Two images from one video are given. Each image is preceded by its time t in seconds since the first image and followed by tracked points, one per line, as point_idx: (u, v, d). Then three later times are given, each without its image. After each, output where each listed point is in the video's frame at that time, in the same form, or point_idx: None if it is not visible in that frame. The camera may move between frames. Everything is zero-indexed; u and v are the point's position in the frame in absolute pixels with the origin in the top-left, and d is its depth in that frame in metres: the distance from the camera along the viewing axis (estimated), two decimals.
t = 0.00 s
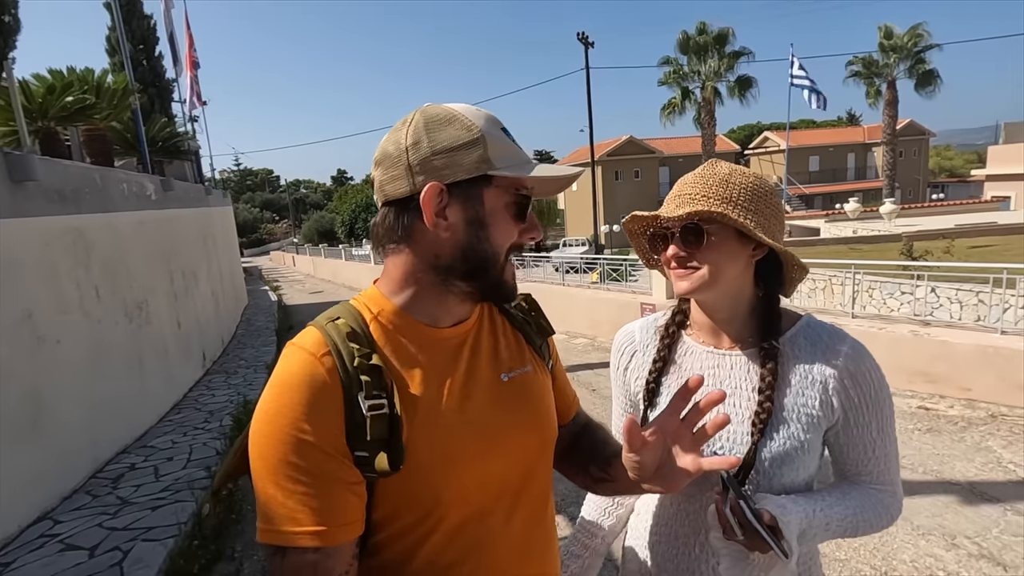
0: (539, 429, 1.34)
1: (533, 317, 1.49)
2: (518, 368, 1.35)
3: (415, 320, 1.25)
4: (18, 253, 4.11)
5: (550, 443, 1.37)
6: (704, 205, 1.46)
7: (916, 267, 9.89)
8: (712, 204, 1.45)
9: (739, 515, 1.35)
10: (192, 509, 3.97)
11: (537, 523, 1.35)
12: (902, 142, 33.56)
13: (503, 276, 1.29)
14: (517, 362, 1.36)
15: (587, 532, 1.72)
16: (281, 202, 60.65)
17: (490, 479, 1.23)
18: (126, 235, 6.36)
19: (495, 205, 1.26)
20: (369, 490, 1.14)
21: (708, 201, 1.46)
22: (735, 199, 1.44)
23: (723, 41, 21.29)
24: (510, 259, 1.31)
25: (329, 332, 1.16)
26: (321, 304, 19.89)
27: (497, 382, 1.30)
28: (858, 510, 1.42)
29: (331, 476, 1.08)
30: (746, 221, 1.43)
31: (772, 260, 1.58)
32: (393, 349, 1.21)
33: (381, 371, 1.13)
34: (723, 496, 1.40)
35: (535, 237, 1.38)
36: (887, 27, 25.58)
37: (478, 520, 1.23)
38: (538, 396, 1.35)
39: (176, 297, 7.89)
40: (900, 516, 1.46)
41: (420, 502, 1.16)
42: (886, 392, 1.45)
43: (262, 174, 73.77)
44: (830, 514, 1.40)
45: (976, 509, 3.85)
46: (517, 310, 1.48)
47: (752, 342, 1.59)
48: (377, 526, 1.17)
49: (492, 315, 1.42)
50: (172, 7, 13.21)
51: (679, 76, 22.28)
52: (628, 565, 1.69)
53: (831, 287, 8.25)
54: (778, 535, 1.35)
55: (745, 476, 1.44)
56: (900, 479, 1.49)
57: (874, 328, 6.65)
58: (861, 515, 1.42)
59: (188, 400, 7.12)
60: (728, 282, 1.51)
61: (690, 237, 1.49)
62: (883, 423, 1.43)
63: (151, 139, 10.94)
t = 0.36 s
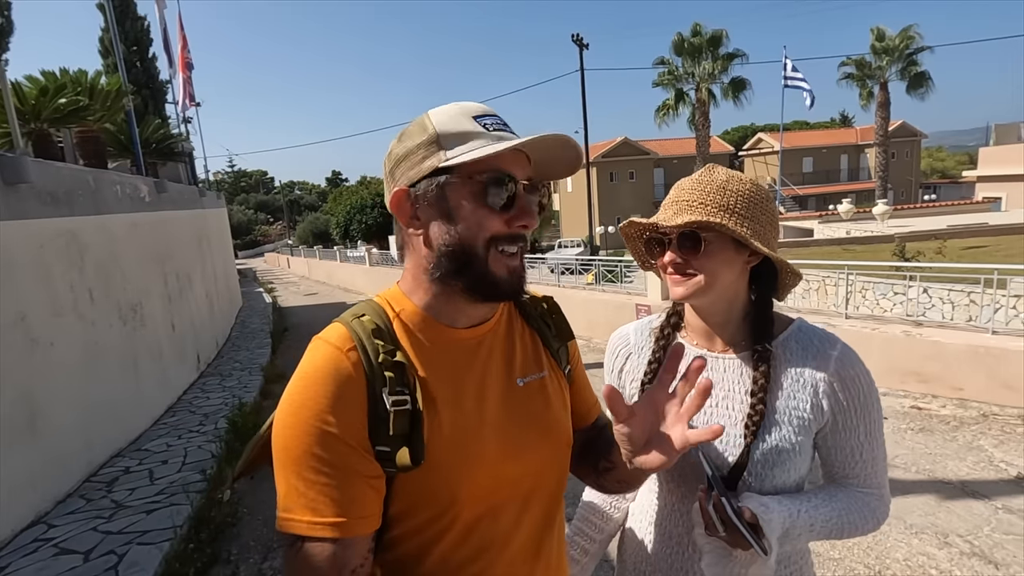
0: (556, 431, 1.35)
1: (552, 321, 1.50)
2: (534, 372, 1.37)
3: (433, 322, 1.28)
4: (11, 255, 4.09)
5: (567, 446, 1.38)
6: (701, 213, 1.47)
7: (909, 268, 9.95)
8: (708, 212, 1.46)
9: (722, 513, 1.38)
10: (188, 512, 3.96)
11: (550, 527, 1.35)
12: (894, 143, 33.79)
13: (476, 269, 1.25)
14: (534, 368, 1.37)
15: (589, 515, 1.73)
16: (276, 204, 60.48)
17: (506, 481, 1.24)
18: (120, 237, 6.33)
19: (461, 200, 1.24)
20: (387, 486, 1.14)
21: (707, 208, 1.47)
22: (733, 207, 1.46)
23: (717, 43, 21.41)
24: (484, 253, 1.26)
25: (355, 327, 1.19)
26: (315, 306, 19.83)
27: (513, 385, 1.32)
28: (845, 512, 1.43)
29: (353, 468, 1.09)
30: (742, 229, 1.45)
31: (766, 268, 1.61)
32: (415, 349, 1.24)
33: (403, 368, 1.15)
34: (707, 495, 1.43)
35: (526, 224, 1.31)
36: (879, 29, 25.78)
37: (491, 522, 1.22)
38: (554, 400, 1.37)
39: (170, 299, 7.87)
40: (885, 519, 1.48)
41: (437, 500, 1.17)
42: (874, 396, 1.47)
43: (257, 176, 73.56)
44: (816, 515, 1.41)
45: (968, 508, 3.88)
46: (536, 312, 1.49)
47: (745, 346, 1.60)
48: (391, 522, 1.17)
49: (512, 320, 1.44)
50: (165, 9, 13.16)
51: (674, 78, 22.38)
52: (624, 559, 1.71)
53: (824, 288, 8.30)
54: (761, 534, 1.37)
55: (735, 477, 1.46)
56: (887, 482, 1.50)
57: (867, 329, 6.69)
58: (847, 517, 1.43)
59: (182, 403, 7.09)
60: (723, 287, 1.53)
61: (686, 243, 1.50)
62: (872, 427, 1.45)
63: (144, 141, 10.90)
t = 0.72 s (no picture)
0: (580, 416, 1.36)
1: (580, 314, 1.50)
2: (562, 359, 1.38)
3: (462, 306, 1.31)
4: (7, 256, 4.08)
5: (589, 432, 1.40)
6: (705, 208, 1.49)
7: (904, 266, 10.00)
8: (713, 208, 1.48)
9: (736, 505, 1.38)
10: (187, 512, 3.96)
11: (572, 510, 1.35)
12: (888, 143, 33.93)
13: (455, 261, 1.31)
14: (563, 356, 1.39)
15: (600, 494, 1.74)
16: (271, 204, 60.31)
17: (530, 461, 1.25)
18: (117, 237, 6.32)
19: (441, 196, 1.33)
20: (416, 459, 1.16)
21: (709, 204, 1.49)
22: (735, 202, 1.48)
23: (713, 42, 21.47)
24: (462, 244, 1.32)
25: (391, 308, 1.23)
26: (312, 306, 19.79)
27: (541, 369, 1.33)
28: (848, 499, 1.45)
29: (387, 434, 1.10)
30: (744, 224, 1.47)
31: (766, 261, 1.63)
32: (446, 333, 1.27)
33: (434, 346, 1.17)
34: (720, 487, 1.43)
35: (497, 216, 1.31)
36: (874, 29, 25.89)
37: (514, 502, 1.23)
38: (582, 386, 1.38)
39: (166, 299, 7.85)
40: (886, 504, 1.50)
41: (462, 476, 1.18)
42: (872, 384, 1.49)
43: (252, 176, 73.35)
44: (821, 503, 1.43)
45: (963, 503, 3.92)
46: (565, 306, 1.49)
47: (745, 338, 1.62)
48: (418, 495, 1.18)
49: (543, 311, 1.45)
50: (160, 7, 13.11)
51: (670, 77, 22.42)
52: (630, 548, 1.73)
53: (820, 285, 8.34)
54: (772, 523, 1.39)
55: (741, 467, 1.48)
56: (886, 469, 1.53)
57: (863, 326, 6.74)
58: (851, 504, 1.45)
59: (179, 403, 7.08)
60: (726, 281, 1.55)
61: (688, 239, 1.52)
62: (870, 414, 1.48)
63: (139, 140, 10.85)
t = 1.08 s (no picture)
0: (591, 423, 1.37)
1: (595, 326, 1.51)
2: (575, 368, 1.39)
3: (479, 310, 1.33)
4: (5, 258, 4.08)
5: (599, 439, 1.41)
6: (709, 215, 1.50)
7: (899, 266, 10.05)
8: (716, 215, 1.50)
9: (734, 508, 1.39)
10: (187, 514, 3.97)
11: (579, 516, 1.36)
12: (884, 142, 34.05)
13: (477, 262, 1.33)
14: (577, 365, 1.40)
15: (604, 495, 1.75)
16: (268, 204, 60.20)
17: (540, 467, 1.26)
18: (114, 239, 6.30)
19: (463, 198, 1.36)
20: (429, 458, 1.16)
21: (712, 211, 1.51)
22: (737, 210, 1.50)
23: (710, 42, 21.53)
24: (484, 245, 1.34)
25: (411, 309, 1.26)
26: (309, 306, 19.78)
27: (554, 377, 1.34)
28: (849, 503, 1.48)
29: (403, 431, 1.11)
30: (746, 232, 1.49)
31: (766, 268, 1.65)
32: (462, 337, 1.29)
33: (450, 348, 1.20)
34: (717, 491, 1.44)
35: (516, 214, 1.34)
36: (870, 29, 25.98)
37: (523, 506, 1.24)
38: (594, 394, 1.40)
39: (164, 301, 7.84)
40: (888, 509, 1.52)
41: (474, 477, 1.19)
42: (872, 388, 1.51)
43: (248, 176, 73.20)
44: (822, 507, 1.45)
45: (959, 502, 3.95)
46: (581, 318, 1.50)
47: (746, 344, 1.64)
48: (428, 495, 1.19)
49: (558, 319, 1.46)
50: (156, 7, 13.07)
51: (667, 77, 22.46)
52: (633, 552, 1.74)
53: (817, 286, 8.38)
54: (772, 527, 1.41)
55: (741, 472, 1.49)
56: (887, 473, 1.55)
57: (860, 326, 6.77)
58: (852, 508, 1.48)
59: (177, 405, 7.07)
60: (728, 287, 1.56)
61: (691, 246, 1.53)
62: (871, 419, 1.50)
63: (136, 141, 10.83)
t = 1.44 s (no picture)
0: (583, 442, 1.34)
1: (589, 340, 1.49)
2: (565, 386, 1.36)
3: (465, 327, 1.31)
4: None
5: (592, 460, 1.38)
6: (713, 222, 1.48)
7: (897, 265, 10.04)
8: (720, 223, 1.48)
9: (737, 525, 1.38)
10: (184, 518, 3.95)
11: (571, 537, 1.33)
12: (882, 142, 34.07)
13: (460, 284, 1.31)
14: (567, 383, 1.37)
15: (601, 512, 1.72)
16: (266, 203, 60.12)
17: (525, 487, 1.24)
18: (110, 240, 6.27)
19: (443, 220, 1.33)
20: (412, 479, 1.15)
21: (715, 218, 1.49)
22: (741, 217, 1.48)
23: (707, 42, 21.54)
24: (467, 268, 1.32)
25: (392, 327, 1.25)
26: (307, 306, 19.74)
27: (541, 395, 1.32)
28: (854, 517, 1.47)
29: (385, 452, 1.10)
30: (751, 240, 1.47)
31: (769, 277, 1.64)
32: (446, 355, 1.27)
33: (432, 366, 1.19)
34: (720, 507, 1.42)
35: (499, 237, 1.31)
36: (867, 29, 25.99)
37: (508, 528, 1.22)
38: (586, 413, 1.36)
39: (161, 302, 7.81)
40: (893, 522, 1.51)
41: (456, 499, 1.17)
42: (876, 400, 1.50)
43: (247, 176, 73.19)
44: (827, 521, 1.44)
45: (959, 504, 3.94)
46: (573, 331, 1.49)
47: (747, 354, 1.63)
48: (413, 516, 1.18)
49: (547, 334, 1.44)
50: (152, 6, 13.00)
51: (665, 77, 22.44)
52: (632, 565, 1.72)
53: (816, 286, 8.37)
54: (776, 543, 1.39)
55: (744, 486, 1.47)
56: (892, 485, 1.54)
57: (859, 327, 6.76)
58: (856, 522, 1.47)
59: (174, 407, 7.04)
60: (730, 297, 1.55)
61: (694, 253, 1.52)
62: (876, 431, 1.48)
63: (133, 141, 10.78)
